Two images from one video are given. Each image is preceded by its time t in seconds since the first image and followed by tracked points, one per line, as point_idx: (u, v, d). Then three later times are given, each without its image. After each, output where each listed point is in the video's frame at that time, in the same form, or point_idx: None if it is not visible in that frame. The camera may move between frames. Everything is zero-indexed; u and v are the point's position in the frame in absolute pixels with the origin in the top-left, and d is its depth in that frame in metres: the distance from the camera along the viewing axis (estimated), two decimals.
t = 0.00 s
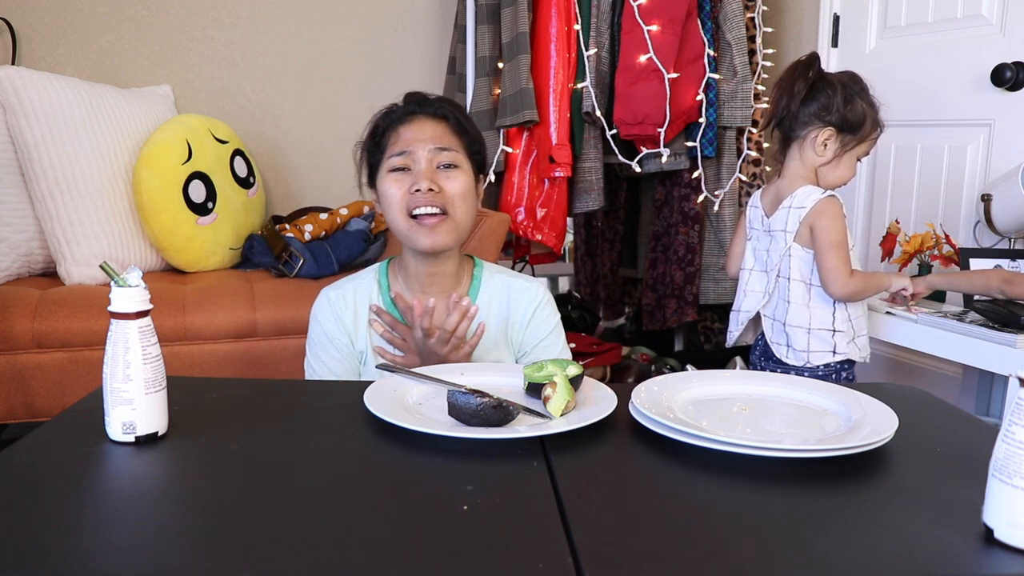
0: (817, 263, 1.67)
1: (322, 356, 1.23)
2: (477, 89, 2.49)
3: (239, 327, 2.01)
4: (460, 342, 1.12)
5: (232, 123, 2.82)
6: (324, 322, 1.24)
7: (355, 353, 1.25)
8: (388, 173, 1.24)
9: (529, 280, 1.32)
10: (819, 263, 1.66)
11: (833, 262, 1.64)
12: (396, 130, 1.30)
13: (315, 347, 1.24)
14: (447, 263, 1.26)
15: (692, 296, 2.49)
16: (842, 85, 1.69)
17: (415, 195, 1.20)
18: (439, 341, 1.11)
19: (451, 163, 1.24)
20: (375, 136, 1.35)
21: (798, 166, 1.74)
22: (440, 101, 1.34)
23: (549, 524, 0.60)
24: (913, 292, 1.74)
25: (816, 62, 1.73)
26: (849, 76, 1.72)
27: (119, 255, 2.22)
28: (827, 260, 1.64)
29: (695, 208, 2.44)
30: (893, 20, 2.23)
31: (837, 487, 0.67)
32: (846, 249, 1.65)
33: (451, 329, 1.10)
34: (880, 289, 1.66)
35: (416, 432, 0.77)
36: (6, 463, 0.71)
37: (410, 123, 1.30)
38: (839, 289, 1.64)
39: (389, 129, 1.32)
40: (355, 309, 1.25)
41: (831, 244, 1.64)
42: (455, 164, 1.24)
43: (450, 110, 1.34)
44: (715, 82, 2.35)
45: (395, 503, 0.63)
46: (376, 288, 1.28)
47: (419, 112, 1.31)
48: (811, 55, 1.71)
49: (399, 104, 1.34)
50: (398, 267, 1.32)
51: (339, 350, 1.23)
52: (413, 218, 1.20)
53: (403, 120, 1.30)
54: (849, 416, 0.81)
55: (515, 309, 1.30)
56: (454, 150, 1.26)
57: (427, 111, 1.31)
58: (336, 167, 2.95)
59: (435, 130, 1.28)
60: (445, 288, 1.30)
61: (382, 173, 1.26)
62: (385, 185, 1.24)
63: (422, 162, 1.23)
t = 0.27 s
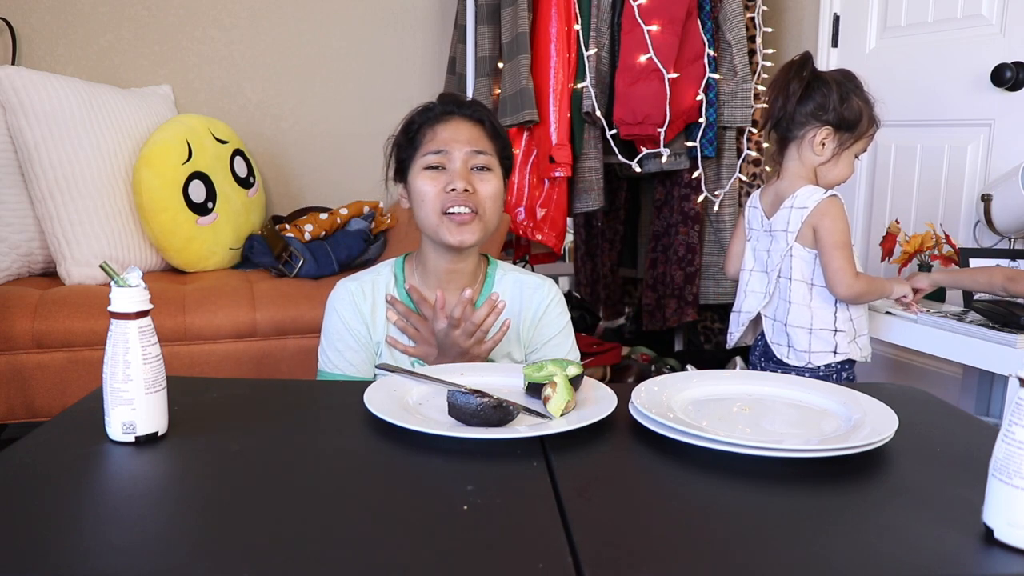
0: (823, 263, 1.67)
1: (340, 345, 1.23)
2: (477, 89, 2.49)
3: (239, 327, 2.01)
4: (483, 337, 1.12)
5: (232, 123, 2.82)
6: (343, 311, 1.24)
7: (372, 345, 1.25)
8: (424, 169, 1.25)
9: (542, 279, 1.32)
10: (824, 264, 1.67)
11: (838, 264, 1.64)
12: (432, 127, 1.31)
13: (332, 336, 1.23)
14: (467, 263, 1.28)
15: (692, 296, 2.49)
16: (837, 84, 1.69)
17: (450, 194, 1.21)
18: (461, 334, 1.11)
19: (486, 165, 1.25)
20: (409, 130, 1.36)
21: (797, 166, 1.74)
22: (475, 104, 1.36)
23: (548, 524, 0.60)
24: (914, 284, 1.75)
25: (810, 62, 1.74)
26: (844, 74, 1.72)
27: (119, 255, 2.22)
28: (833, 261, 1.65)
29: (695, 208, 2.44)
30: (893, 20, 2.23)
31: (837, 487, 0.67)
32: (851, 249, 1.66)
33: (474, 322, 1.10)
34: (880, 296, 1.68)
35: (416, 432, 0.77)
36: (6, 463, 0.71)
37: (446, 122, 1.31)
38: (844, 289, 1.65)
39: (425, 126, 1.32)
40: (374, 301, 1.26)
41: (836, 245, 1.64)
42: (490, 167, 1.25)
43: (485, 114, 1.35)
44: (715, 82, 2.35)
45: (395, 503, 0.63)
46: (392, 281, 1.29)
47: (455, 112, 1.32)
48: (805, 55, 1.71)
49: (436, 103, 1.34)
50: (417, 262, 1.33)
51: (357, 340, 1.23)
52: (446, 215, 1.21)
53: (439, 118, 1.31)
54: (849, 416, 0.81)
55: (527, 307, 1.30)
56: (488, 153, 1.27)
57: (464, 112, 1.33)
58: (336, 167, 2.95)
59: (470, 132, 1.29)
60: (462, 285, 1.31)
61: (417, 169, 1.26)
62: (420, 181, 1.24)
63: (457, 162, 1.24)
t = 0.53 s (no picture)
0: (825, 264, 1.68)
1: (352, 339, 1.25)
2: (477, 89, 2.49)
3: (239, 327, 2.01)
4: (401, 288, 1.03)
5: (232, 124, 2.82)
6: (353, 305, 1.25)
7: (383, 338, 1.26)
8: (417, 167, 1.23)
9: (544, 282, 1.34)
10: (826, 264, 1.67)
11: (840, 264, 1.65)
12: (434, 129, 1.30)
13: (344, 331, 1.25)
14: (465, 265, 1.27)
15: (692, 296, 2.49)
16: (832, 82, 1.69)
17: (437, 193, 1.19)
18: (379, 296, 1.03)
19: (480, 167, 1.23)
20: (416, 133, 1.36)
21: (797, 167, 1.74)
22: (479, 105, 1.35)
23: (548, 524, 0.60)
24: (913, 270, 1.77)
25: (803, 62, 1.74)
26: (838, 72, 1.72)
27: (119, 255, 2.22)
28: (835, 261, 1.65)
29: (695, 208, 2.44)
30: (893, 20, 2.23)
31: (837, 487, 0.67)
32: (852, 250, 1.67)
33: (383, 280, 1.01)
34: (879, 300, 1.69)
35: (416, 432, 0.77)
36: (6, 463, 0.71)
37: (448, 124, 1.30)
38: (845, 291, 1.65)
39: (429, 127, 1.32)
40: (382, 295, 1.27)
41: (838, 246, 1.65)
42: (484, 169, 1.23)
43: (488, 117, 1.33)
44: (715, 82, 2.35)
45: (395, 503, 0.63)
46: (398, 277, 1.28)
47: (458, 114, 1.32)
48: (797, 55, 1.71)
49: (442, 105, 1.34)
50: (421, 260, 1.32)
51: (369, 333, 1.25)
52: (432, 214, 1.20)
53: (442, 120, 1.31)
54: (849, 416, 0.81)
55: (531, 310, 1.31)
56: (485, 154, 1.25)
57: (466, 113, 1.32)
58: (336, 167, 2.95)
59: (469, 133, 1.27)
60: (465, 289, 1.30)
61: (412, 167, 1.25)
62: (412, 178, 1.23)
63: (451, 162, 1.23)
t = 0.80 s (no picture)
0: (822, 265, 1.68)
1: (355, 350, 1.25)
2: (477, 89, 2.49)
3: (239, 327, 2.01)
4: (421, 310, 1.03)
5: (232, 124, 2.82)
6: (355, 316, 1.25)
7: (385, 347, 1.27)
8: (449, 174, 1.23)
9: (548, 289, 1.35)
10: (824, 264, 1.67)
11: (838, 265, 1.65)
12: (456, 133, 1.28)
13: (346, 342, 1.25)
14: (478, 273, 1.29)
15: (692, 296, 2.49)
16: (827, 81, 1.70)
17: (478, 202, 1.20)
18: (398, 317, 1.04)
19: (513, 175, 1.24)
20: (427, 132, 1.32)
21: (796, 168, 1.74)
22: (494, 112, 1.35)
23: (548, 524, 0.60)
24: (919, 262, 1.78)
25: (798, 62, 1.74)
26: (831, 70, 1.72)
27: (119, 255, 2.22)
28: (833, 262, 1.66)
29: (695, 208, 2.44)
30: (893, 20, 2.23)
31: (837, 488, 0.67)
32: (850, 250, 1.67)
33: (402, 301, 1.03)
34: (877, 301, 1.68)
35: (416, 432, 0.77)
36: (6, 463, 0.71)
37: (469, 128, 1.29)
38: (841, 291, 1.66)
39: (448, 128, 1.30)
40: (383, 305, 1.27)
41: (837, 246, 1.65)
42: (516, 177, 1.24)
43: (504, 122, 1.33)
44: (715, 82, 2.35)
45: (395, 503, 0.63)
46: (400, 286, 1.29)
47: (478, 117, 1.31)
48: (792, 55, 1.71)
49: (459, 106, 1.32)
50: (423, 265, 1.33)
51: (372, 344, 1.25)
52: (470, 223, 1.20)
53: (462, 124, 1.29)
54: (849, 416, 0.81)
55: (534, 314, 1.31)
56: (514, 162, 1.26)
57: (486, 118, 1.31)
58: (336, 167, 2.95)
59: (495, 139, 1.27)
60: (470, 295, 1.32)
61: (440, 173, 1.24)
62: (445, 185, 1.22)
63: (485, 170, 1.23)
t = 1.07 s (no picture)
0: (818, 263, 1.68)
1: (356, 358, 1.25)
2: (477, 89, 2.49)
3: (239, 327, 2.01)
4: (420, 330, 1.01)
5: (232, 123, 2.82)
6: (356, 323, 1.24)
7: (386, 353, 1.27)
8: (449, 186, 1.20)
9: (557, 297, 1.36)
10: (820, 264, 1.68)
11: (834, 264, 1.66)
12: (457, 141, 1.25)
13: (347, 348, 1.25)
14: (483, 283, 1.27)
15: (692, 296, 2.49)
16: (827, 81, 1.70)
17: (477, 216, 1.17)
18: (396, 336, 1.02)
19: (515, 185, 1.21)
20: (427, 139, 1.30)
21: (796, 167, 1.74)
22: (500, 114, 1.31)
23: (548, 524, 0.60)
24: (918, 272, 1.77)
25: (798, 62, 1.74)
26: (831, 70, 1.72)
27: (119, 255, 2.22)
28: (828, 261, 1.66)
29: (695, 208, 2.44)
30: (893, 20, 2.23)
31: (838, 487, 0.67)
32: (847, 251, 1.67)
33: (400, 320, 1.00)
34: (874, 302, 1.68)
35: (416, 432, 0.77)
36: (6, 463, 0.71)
37: (471, 136, 1.25)
38: (836, 291, 1.66)
39: (449, 135, 1.27)
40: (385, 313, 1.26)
41: (835, 246, 1.65)
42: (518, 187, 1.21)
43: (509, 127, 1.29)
44: (715, 82, 2.35)
45: (395, 503, 0.63)
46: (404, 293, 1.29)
47: (480, 123, 1.27)
48: (792, 56, 1.71)
49: (461, 112, 1.28)
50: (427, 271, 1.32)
51: (373, 351, 1.25)
52: (470, 238, 1.18)
53: (463, 131, 1.26)
54: (849, 416, 0.81)
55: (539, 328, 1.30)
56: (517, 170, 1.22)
57: (489, 123, 1.27)
58: (336, 167, 2.95)
59: (496, 147, 1.24)
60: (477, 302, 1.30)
61: (441, 185, 1.22)
62: (445, 199, 1.20)
63: (486, 181, 1.20)
